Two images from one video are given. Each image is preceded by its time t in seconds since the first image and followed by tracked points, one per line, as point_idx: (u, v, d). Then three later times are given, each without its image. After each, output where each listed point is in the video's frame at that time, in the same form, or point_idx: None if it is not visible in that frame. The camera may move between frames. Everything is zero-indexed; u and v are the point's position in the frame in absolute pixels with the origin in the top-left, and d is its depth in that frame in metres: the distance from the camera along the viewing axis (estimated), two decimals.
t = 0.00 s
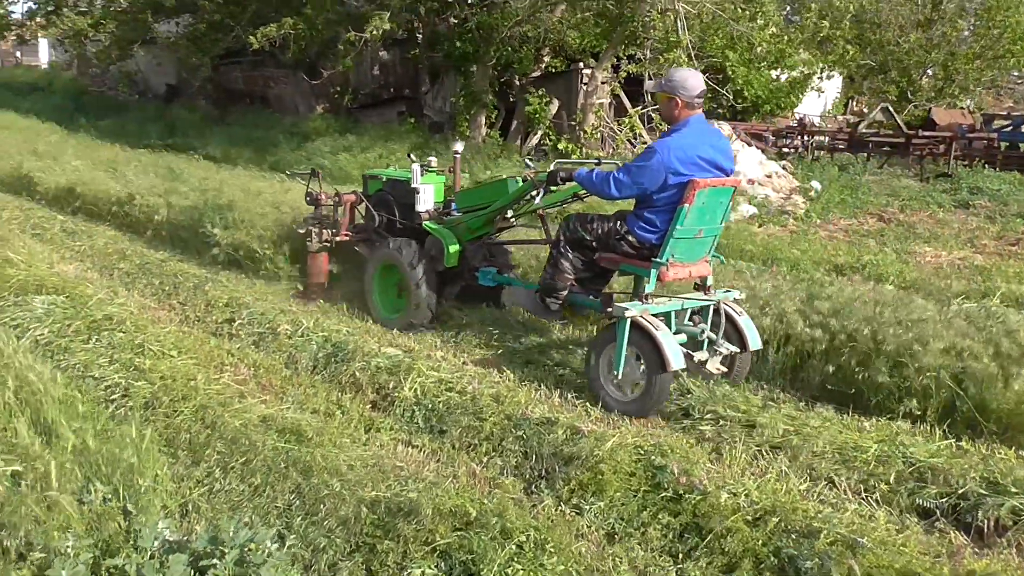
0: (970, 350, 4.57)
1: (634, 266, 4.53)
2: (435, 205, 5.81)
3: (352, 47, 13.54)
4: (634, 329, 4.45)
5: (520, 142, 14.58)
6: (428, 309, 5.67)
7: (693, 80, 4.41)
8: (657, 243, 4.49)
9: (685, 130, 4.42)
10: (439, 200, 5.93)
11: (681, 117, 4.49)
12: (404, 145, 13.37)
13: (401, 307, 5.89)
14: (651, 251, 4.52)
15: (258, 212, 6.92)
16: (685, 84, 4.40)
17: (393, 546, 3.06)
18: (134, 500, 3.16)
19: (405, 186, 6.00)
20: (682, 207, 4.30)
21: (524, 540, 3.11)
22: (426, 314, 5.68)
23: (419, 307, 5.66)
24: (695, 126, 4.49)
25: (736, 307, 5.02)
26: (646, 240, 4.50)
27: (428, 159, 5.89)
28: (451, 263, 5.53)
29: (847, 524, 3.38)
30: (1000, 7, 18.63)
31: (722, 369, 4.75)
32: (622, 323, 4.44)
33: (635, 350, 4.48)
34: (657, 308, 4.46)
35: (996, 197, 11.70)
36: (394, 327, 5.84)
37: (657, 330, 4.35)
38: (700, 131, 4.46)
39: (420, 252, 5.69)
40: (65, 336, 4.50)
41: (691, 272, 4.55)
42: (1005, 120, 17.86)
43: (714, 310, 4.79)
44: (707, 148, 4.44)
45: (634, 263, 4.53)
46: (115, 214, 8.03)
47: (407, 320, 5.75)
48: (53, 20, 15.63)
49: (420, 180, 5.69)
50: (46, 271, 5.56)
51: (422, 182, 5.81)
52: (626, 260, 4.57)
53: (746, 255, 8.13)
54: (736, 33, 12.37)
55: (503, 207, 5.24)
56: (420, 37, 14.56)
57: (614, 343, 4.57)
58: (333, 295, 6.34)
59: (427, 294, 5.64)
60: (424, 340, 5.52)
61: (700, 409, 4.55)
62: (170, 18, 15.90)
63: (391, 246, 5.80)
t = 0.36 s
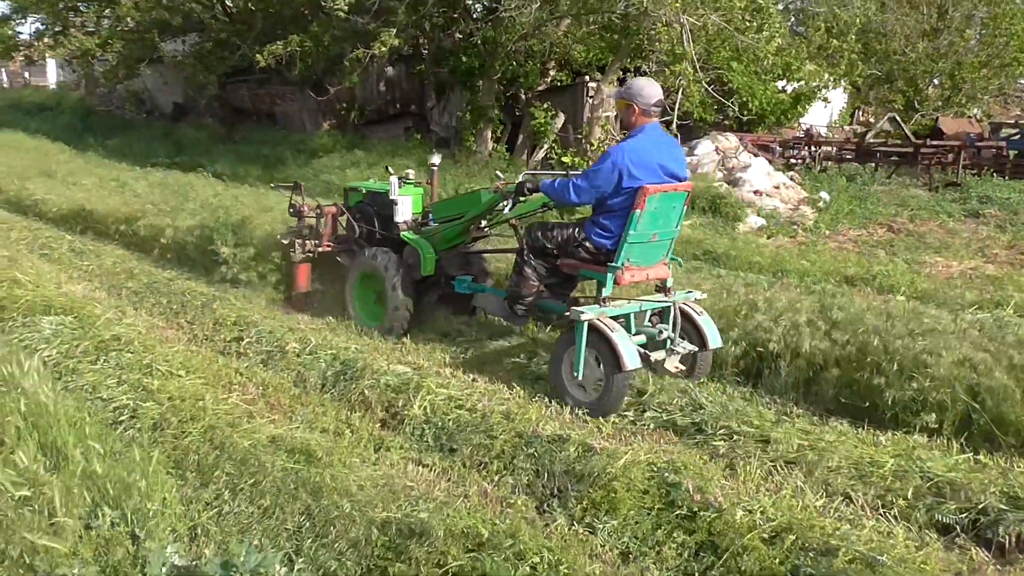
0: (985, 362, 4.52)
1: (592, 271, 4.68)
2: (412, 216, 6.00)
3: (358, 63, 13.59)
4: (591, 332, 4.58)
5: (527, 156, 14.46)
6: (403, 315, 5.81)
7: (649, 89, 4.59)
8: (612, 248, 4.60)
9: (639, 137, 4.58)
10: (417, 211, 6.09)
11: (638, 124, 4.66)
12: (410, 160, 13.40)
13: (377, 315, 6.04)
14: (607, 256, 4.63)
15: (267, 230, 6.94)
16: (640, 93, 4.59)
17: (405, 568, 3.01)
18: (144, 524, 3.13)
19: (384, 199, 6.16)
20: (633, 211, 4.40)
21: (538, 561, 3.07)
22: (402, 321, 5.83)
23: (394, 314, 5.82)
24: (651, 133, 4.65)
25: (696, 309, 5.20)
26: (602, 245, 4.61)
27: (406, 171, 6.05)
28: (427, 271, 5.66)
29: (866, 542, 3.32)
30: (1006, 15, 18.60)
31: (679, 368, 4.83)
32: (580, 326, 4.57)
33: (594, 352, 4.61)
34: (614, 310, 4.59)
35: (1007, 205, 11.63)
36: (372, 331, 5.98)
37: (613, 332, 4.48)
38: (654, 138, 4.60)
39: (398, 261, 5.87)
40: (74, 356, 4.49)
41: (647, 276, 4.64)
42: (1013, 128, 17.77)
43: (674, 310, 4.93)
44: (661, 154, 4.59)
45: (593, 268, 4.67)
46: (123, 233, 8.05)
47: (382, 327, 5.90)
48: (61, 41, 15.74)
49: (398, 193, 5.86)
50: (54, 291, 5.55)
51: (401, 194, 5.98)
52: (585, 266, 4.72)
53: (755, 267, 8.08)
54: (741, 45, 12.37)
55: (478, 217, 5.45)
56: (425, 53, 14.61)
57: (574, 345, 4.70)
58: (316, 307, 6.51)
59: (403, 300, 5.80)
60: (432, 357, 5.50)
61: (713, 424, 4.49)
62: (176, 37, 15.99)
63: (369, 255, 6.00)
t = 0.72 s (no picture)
0: (1001, 391, 4.44)
1: (558, 280, 4.82)
2: (394, 229, 6.04)
3: (372, 79, 13.66)
4: (553, 339, 4.75)
5: (540, 173, 14.46)
6: (381, 325, 5.94)
7: (609, 105, 4.64)
8: (576, 259, 4.70)
9: (600, 153, 4.65)
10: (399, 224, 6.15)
11: (599, 140, 4.72)
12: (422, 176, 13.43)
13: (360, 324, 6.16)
14: (572, 267, 4.74)
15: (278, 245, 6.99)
16: (600, 109, 4.62)
17: None
18: (144, 541, 3.11)
19: (365, 210, 6.18)
20: (595, 224, 4.51)
21: None
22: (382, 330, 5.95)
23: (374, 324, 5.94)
24: (611, 148, 4.72)
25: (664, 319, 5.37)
26: (566, 256, 4.72)
27: (388, 184, 6.14)
28: (406, 281, 5.70)
29: (876, 573, 3.25)
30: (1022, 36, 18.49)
31: (640, 375, 5.01)
32: (544, 333, 4.74)
33: (557, 359, 4.78)
34: (577, 319, 4.75)
35: None
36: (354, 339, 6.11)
37: (574, 340, 4.66)
38: (614, 153, 4.68)
39: (378, 271, 5.97)
40: (81, 370, 4.49)
41: (611, 287, 4.75)
42: None
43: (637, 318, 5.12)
44: (621, 169, 4.67)
45: (559, 278, 4.79)
46: (135, 246, 8.08)
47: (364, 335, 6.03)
48: (79, 55, 15.90)
49: (379, 205, 5.95)
50: (64, 304, 5.57)
51: (382, 207, 6.07)
52: (552, 276, 4.85)
53: (767, 287, 8.02)
54: (755, 64, 12.35)
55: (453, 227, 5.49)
56: (439, 69, 14.67)
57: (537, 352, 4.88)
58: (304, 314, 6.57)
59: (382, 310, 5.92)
60: (440, 374, 5.47)
61: (723, 447, 4.43)
62: (192, 52, 16.13)
63: (352, 266, 6.10)
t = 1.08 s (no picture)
0: None
1: (545, 283, 4.99)
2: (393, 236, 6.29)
3: (401, 92, 13.74)
4: (540, 338, 4.98)
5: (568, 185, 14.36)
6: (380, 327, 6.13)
7: (588, 116, 4.91)
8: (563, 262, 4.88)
9: (582, 161, 4.90)
10: (397, 231, 6.44)
11: (580, 149, 4.99)
12: (451, 188, 13.46)
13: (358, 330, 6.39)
14: (559, 270, 4.92)
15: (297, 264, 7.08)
16: (580, 120, 4.90)
17: None
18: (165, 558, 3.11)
19: (366, 219, 6.45)
20: (580, 229, 4.71)
21: None
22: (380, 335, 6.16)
23: (372, 328, 6.15)
24: (593, 157, 4.97)
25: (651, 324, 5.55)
26: (553, 259, 4.90)
27: (388, 194, 6.39)
28: (403, 287, 5.97)
29: None
30: None
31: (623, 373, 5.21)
32: (529, 332, 4.97)
33: (540, 357, 5.00)
34: (562, 319, 4.97)
35: None
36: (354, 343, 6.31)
37: (557, 339, 4.87)
38: (595, 161, 4.93)
39: (376, 277, 6.21)
40: (108, 385, 4.53)
41: (596, 289, 4.93)
42: None
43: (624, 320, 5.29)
44: (604, 177, 4.91)
45: (546, 281, 4.97)
46: (165, 260, 8.19)
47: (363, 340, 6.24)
48: (114, 73, 16.19)
49: (378, 214, 6.21)
50: (94, 319, 5.64)
51: (382, 216, 6.32)
52: (539, 279, 5.03)
53: (799, 298, 7.91)
54: (785, 74, 12.26)
55: (446, 235, 5.77)
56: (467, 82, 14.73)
57: (525, 351, 5.09)
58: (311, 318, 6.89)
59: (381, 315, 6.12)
60: (464, 387, 5.46)
61: (751, 464, 4.34)
62: (225, 68, 16.36)
63: (352, 273, 6.33)
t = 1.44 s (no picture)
0: None
1: (532, 282, 5.24)
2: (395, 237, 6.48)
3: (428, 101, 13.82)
4: (522, 336, 5.15)
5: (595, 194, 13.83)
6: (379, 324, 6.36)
7: (576, 122, 5.11)
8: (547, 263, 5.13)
9: (569, 166, 5.10)
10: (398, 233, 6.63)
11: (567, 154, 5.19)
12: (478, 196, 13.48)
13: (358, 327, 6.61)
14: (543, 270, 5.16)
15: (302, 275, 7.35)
16: (567, 125, 5.11)
17: None
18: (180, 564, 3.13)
19: (368, 220, 6.67)
20: (562, 231, 4.92)
21: None
22: (379, 331, 6.39)
23: (371, 324, 6.36)
24: (579, 161, 5.17)
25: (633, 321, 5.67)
26: (537, 259, 5.14)
27: (389, 196, 6.59)
28: (402, 286, 6.22)
29: None
30: None
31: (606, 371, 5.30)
32: (513, 330, 5.16)
33: (523, 354, 5.19)
34: (545, 318, 5.12)
35: None
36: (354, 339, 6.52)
37: (539, 337, 5.04)
38: (581, 166, 5.13)
39: (377, 276, 6.42)
40: (132, 391, 4.58)
41: (579, 289, 5.15)
42: None
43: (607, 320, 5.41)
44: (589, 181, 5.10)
45: (531, 280, 5.22)
46: (193, 267, 8.30)
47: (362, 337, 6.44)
48: (148, 83, 16.45)
49: (380, 216, 6.40)
50: (120, 326, 5.71)
51: (383, 217, 6.52)
52: (526, 278, 5.28)
53: (828, 307, 7.80)
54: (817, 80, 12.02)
55: (444, 235, 6.01)
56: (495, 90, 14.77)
57: (508, 348, 5.26)
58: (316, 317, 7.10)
59: (379, 312, 6.34)
60: (483, 394, 5.46)
61: (774, 474, 4.27)
62: (256, 77, 16.56)
63: (354, 272, 6.54)
